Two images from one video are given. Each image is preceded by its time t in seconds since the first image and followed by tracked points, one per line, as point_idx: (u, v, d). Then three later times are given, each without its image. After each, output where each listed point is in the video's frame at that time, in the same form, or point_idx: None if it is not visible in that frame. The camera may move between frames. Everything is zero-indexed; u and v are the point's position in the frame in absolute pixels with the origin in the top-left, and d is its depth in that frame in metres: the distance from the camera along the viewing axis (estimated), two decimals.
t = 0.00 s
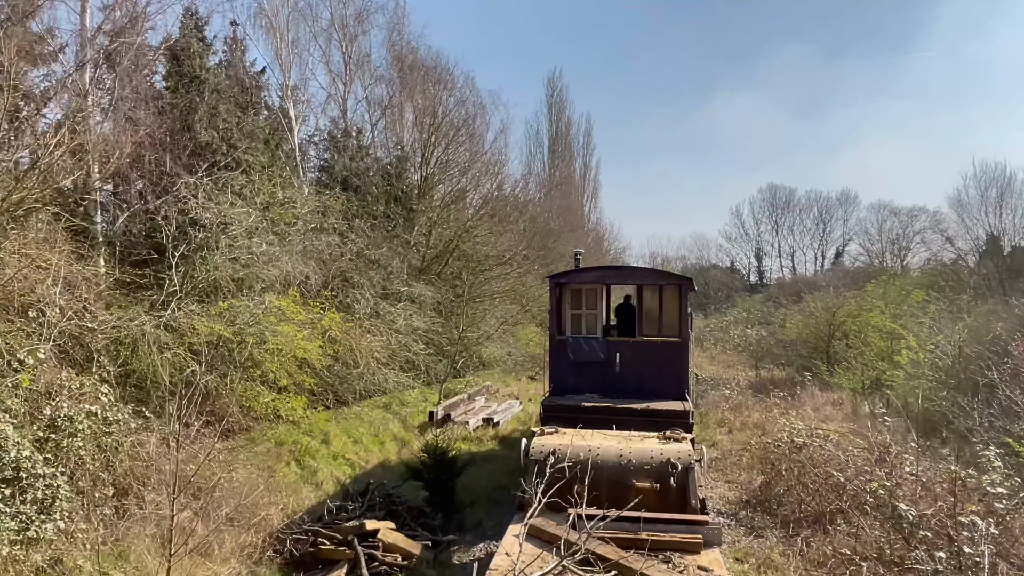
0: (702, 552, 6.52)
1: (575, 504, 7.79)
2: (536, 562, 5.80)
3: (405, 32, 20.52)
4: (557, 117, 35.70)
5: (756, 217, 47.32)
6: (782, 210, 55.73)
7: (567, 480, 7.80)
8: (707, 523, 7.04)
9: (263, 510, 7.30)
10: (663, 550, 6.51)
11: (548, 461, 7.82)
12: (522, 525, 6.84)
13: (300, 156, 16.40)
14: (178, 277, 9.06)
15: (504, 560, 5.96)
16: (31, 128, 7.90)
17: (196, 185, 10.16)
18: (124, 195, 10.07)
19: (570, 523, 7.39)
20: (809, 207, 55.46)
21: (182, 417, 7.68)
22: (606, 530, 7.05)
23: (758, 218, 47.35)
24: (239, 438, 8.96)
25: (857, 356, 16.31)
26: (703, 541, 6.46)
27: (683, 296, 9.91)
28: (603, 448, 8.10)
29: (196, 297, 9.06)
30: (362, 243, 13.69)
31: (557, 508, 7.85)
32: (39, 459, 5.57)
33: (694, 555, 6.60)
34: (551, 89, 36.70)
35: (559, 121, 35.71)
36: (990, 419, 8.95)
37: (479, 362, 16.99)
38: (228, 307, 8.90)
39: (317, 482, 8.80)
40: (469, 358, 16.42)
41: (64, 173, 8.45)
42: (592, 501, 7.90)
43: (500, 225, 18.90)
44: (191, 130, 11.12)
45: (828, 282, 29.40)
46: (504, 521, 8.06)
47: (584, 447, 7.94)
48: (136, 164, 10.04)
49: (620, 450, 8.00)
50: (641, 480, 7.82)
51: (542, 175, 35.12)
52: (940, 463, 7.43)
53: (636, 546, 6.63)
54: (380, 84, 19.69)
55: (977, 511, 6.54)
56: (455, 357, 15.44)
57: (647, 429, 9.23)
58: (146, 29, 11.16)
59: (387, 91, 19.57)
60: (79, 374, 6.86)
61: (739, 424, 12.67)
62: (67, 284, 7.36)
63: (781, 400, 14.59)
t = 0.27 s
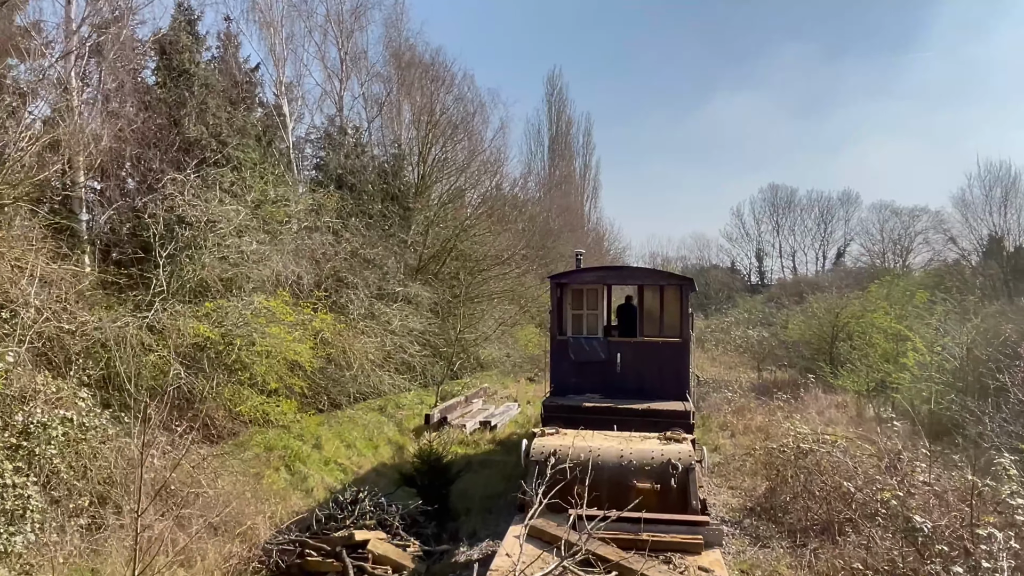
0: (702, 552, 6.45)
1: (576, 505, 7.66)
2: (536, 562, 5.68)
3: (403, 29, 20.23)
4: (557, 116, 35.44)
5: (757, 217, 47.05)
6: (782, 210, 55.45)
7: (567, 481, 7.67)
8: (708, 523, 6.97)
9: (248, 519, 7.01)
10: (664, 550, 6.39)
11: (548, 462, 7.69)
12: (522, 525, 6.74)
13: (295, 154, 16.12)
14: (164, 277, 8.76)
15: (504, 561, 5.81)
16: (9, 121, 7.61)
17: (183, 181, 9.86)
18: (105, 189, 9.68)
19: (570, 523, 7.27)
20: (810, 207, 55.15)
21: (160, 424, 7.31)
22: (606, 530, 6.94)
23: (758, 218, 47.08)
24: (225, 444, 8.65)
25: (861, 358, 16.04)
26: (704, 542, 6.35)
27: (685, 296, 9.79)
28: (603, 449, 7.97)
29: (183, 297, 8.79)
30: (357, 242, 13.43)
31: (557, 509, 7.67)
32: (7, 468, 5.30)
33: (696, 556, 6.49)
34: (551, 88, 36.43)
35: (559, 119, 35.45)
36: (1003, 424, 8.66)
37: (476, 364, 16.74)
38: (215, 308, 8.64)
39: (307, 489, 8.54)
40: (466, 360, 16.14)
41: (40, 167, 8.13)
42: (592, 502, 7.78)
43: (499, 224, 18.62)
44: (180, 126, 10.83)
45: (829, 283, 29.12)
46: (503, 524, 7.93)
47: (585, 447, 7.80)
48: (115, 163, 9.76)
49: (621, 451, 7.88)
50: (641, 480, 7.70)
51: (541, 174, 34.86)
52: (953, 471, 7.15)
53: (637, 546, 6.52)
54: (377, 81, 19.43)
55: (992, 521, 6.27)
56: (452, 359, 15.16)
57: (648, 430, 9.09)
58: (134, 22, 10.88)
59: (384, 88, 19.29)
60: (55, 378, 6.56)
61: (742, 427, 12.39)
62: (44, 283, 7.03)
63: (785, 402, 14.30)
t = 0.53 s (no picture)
0: (704, 553, 6.27)
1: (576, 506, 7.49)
2: (537, 562, 5.51)
3: (401, 25, 19.96)
4: (556, 115, 35.18)
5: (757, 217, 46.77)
6: (783, 209, 55.20)
7: (568, 481, 7.54)
8: (710, 524, 6.82)
9: (232, 531, 6.71)
10: (665, 550, 6.21)
11: (548, 462, 7.57)
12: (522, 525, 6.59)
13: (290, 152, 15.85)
14: (147, 277, 8.44)
15: (504, 561, 5.63)
16: None
17: (168, 177, 9.54)
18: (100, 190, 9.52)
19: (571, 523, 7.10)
20: (812, 207, 54.84)
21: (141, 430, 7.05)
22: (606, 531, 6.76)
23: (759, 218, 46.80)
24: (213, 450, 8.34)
25: (865, 360, 15.75)
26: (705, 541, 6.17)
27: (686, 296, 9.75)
28: (604, 449, 7.84)
29: (170, 297, 8.54)
30: (352, 241, 13.15)
31: (557, 510, 7.51)
32: None
33: (697, 557, 6.30)
34: (551, 86, 36.16)
35: (558, 118, 35.19)
36: (1017, 430, 8.36)
37: (474, 365, 16.51)
38: (201, 308, 8.35)
39: (297, 495, 8.28)
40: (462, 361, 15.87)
41: (18, 161, 7.86)
42: (592, 504, 7.59)
43: (499, 223, 18.31)
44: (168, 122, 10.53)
45: (831, 283, 28.84)
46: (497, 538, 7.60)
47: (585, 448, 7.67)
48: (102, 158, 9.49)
49: (622, 451, 7.74)
50: (642, 480, 7.56)
51: (541, 174, 34.58)
52: (967, 480, 6.86)
53: (637, 547, 6.34)
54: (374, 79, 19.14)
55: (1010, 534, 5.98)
56: (449, 361, 14.88)
57: (648, 430, 9.06)
58: (121, 14, 10.58)
59: (381, 86, 19.00)
60: (25, 382, 6.25)
61: (745, 431, 12.11)
62: (16, 283, 6.71)
63: (788, 405, 14.01)
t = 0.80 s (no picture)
0: (704, 554, 6.22)
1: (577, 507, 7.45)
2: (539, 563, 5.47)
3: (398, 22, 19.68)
4: (556, 113, 34.88)
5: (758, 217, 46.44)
6: (784, 209, 54.90)
7: (569, 482, 7.51)
8: (710, 525, 6.76)
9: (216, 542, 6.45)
10: (666, 551, 6.14)
11: (550, 462, 7.55)
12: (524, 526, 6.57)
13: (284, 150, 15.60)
14: (129, 276, 8.13)
15: (504, 561, 5.58)
16: None
17: (148, 173, 9.19)
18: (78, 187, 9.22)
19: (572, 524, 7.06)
20: (813, 207, 54.55)
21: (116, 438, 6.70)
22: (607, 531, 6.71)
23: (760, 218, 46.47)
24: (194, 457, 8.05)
25: (869, 361, 15.49)
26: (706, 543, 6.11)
27: (686, 298, 9.81)
28: (605, 450, 7.81)
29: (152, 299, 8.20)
30: (346, 240, 12.88)
31: (558, 511, 7.45)
32: None
33: (698, 558, 6.23)
34: (551, 84, 35.85)
35: (558, 116, 34.89)
36: None
37: (471, 366, 16.30)
38: (186, 309, 8.06)
39: (287, 503, 8.01)
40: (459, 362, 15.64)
41: None
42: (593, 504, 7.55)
43: (497, 223, 18.05)
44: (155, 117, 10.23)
45: (834, 283, 28.53)
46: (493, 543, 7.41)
47: (586, 448, 7.63)
48: (85, 152, 9.12)
49: (622, 452, 7.71)
50: (643, 480, 7.53)
51: (540, 172, 34.27)
52: (981, 490, 6.62)
53: (638, 548, 6.28)
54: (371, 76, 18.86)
55: None
56: (446, 363, 14.64)
57: (649, 430, 9.16)
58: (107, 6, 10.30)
59: (378, 83, 18.72)
60: None
61: (747, 435, 11.86)
62: None
63: (792, 408, 13.74)
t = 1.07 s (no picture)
0: (705, 555, 6.01)
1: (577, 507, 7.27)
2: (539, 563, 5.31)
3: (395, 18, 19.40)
4: (555, 112, 34.60)
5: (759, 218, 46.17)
6: (785, 209, 54.62)
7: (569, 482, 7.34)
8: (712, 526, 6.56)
9: (197, 553, 6.15)
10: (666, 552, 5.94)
11: (552, 463, 7.38)
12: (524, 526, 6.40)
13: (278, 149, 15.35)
14: (110, 276, 7.82)
15: (504, 562, 5.43)
16: None
17: (134, 169, 8.90)
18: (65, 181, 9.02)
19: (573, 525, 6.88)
20: (814, 207, 54.26)
21: (89, 445, 6.42)
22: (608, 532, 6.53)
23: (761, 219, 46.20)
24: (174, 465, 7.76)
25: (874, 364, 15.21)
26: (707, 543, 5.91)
27: (686, 298, 9.59)
28: (606, 450, 7.63)
29: (136, 299, 7.87)
30: (340, 239, 12.59)
31: (558, 512, 7.27)
32: None
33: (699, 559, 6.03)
34: (550, 84, 35.58)
35: (558, 116, 34.61)
36: None
37: (469, 368, 16.05)
38: (170, 309, 7.76)
39: (274, 511, 7.72)
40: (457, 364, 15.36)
41: None
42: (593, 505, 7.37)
43: (496, 222, 17.77)
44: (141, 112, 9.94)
45: (836, 284, 28.24)
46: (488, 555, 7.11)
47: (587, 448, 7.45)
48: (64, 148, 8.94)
49: (623, 452, 7.53)
50: (644, 481, 7.35)
51: (539, 172, 33.98)
52: (997, 500, 6.33)
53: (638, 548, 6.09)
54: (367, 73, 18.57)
55: None
56: (443, 365, 14.36)
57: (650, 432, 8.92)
58: None
59: (374, 80, 18.43)
60: None
61: (751, 440, 11.56)
62: None
63: (795, 411, 13.45)
